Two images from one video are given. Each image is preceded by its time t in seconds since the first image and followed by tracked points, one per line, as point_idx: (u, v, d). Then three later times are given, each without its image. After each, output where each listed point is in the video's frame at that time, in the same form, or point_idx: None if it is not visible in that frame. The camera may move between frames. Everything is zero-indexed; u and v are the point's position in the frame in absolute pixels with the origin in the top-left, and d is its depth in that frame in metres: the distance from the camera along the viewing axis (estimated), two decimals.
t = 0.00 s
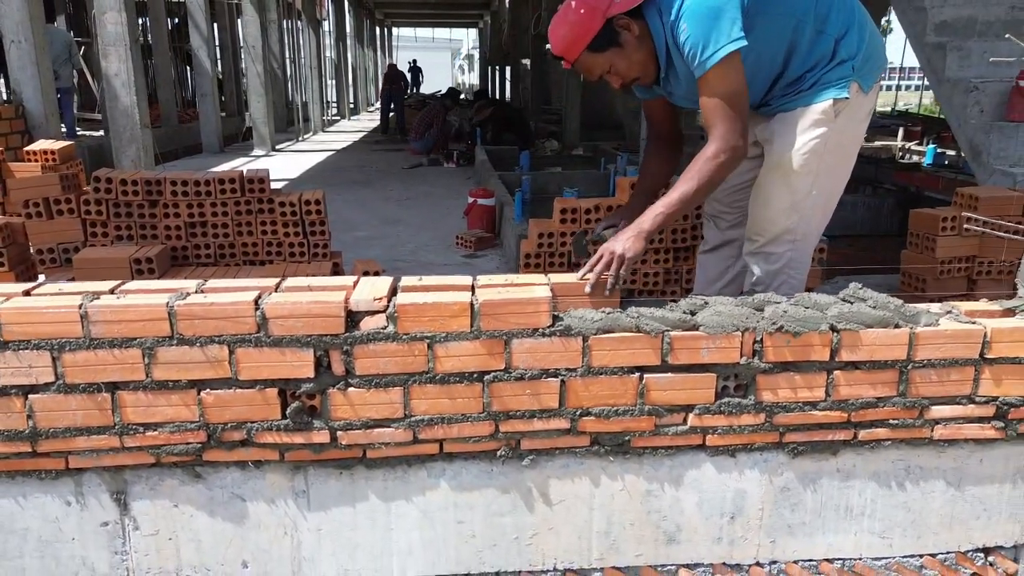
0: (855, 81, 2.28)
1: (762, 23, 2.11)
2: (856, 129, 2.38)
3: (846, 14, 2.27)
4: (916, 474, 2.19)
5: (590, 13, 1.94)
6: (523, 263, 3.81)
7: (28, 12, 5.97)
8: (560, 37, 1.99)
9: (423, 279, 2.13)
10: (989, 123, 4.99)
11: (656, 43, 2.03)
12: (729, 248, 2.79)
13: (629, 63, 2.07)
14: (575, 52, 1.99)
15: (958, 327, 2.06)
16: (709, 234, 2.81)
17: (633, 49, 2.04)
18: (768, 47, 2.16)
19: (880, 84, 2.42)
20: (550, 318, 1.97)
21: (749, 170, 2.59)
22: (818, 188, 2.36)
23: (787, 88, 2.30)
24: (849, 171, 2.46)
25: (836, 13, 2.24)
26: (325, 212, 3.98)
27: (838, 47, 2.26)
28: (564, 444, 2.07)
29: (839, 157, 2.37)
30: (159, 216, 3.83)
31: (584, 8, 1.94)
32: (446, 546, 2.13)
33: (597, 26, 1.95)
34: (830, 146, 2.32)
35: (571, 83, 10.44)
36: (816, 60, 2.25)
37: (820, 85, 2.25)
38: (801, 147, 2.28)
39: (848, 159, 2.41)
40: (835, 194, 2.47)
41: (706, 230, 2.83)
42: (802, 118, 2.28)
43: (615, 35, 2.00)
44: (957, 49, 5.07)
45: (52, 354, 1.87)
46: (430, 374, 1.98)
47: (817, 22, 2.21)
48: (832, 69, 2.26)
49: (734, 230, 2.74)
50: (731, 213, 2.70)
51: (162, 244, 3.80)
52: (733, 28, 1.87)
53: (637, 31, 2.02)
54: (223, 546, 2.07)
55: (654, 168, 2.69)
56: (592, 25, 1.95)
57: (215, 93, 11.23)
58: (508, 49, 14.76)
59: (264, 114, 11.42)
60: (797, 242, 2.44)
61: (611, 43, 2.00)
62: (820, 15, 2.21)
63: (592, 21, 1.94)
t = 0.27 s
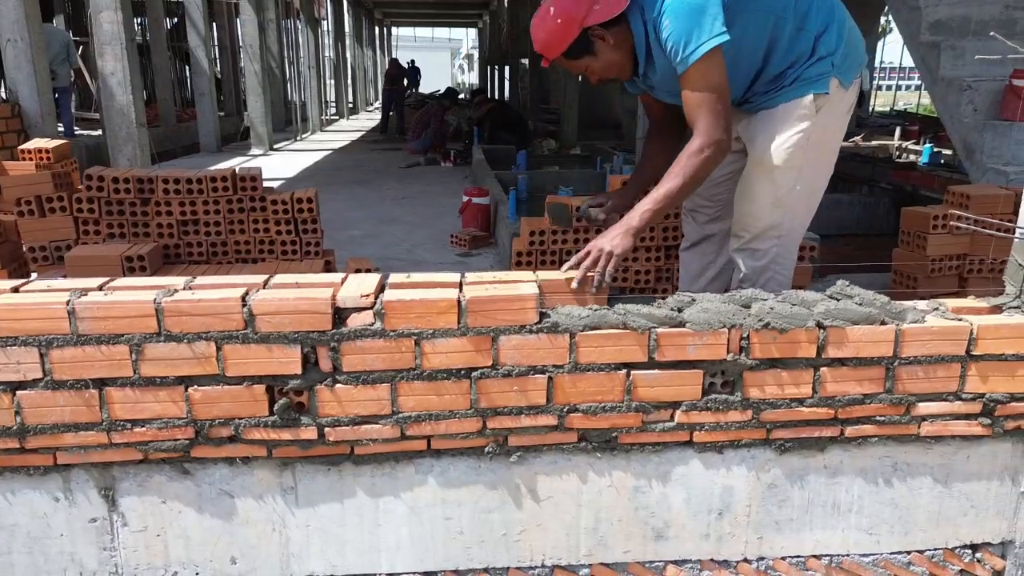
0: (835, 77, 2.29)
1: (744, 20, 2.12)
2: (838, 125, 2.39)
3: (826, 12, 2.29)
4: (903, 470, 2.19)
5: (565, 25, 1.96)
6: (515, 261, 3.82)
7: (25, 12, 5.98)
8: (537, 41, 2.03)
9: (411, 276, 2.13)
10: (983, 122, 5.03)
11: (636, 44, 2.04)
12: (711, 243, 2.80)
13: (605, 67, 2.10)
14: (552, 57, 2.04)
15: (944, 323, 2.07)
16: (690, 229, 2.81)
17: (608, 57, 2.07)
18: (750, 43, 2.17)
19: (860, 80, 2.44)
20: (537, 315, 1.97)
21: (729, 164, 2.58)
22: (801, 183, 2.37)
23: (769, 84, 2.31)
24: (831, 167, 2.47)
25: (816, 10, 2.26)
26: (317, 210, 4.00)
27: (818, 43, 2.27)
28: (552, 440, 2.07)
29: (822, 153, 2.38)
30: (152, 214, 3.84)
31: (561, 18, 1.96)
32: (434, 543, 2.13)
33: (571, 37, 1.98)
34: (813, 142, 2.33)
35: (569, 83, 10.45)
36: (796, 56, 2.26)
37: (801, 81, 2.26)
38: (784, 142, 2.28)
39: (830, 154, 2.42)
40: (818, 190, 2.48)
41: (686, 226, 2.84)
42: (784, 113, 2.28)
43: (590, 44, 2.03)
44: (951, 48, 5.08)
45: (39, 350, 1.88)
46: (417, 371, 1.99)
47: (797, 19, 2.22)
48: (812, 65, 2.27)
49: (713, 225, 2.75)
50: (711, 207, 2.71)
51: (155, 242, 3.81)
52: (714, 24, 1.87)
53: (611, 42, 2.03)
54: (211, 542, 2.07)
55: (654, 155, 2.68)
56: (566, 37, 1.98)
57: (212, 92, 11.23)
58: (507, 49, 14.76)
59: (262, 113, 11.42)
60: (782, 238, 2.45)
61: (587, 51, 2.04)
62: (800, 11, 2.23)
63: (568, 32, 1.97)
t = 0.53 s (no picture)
0: (802, 74, 2.29)
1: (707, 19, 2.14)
2: (806, 122, 2.40)
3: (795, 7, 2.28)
4: (894, 470, 2.19)
5: (532, 5, 1.99)
6: (508, 261, 3.83)
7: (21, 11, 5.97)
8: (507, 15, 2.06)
9: (401, 275, 2.13)
10: (978, 121, 5.01)
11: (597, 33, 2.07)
12: (696, 241, 2.82)
13: (568, 53, 2.13)
14: (518, 33, 2.07)
15: (935, 322, 2.06)
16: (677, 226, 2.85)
17: (572, 42, 2.09)
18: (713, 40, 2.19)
19: (829, 77, 2.43)
20: (526, 313, 1.97)
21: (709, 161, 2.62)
22: (767, 178, 2.38)
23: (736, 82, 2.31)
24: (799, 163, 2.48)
25: (784, 7, 2.26)
26: (310, 209, 3.99)
27: (784, 40, 2.27)
28: (541, 439, 2.07)
29: (789, 149, 2.39)
30: (144, 213, 3.84)
31: None
32: (424, 542, 2.13)
33: (537, 17, 2.00)
34: (779, 138, 2.33)
35: (567, 82, 10.45)
36: (763, 53, 2.26)
37: (767, 78, 2.27)
38: (750, 137, 2.29)
39: (797, 151, 2.43)
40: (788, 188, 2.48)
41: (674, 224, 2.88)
42: (750, 109, 2.29)
43: (554, 27, 2.06)
44: (946, 48, 5.08)
45: (27, 349, 1.87)
46: (407, 369, 1.99)
47: (764, 16, 2.23)
48: (779, 62, 2.27)
49: (698, 223, 2.80)
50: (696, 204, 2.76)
51: (147, 241, 3.80)
52: (672, 26, 1.92)
53: (575, 27, 2.06)
54: (200, 541, 2.07)
55: (622, 132, 2.73)
56: (532, 16, 2.00)
57: (210, 92, 11.22)
58: (506, 49, 14.77)
59: (260, 113, 11.42)
60: (754, 236, 2.43)
61: (551, 33, 2.06)
62: (766, 8, 2.23)
63: (533, 13, 2.00)
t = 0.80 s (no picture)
0: (764, 72, 2.50)
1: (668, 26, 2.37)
2: (770, 116, 2.60)
3: (760, 7, 2.46)
4: (887, 467, 2.18)
5: None
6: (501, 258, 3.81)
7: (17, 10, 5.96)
8: None
9: (392, 271, 2.12)
10: (975, 118, 5.00)
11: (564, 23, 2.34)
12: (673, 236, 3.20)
13: (539, 36, 2.38)
14: (499, 10, 2.33)
15: (927, 320, 2.05)
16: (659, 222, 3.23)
17: (544, 26, 2.36)
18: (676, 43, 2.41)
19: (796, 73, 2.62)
20: (517, 310, 1.96)
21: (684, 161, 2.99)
22: (730, 170, 2.61)
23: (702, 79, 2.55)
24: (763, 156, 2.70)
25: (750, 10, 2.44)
26: (303, 207, 3.98)
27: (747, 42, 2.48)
28: (532, 436, 2.06)
29: (752, 143, 2.61)
30: (136, 211, 3.83)
31: None
32: (414, 540, 2.12)
33: None
34: (742, 132, 2.55)
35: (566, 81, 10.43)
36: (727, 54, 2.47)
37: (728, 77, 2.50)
38: (712, 131, 2.53)
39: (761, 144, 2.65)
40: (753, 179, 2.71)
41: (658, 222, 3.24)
42: (711, 106, 2.53)
43: (531, 8, 2.33)
44: (942, 46, 5.09)
45: (14, 346, 1.87)
46: (396, 367, 1.97)
47: (728, 21, 2.43)
48: (741, 63, 2.49)
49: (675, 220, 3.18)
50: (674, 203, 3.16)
51: (139, 239, 3.80)
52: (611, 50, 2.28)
53: (549, 11, 2.34)
54: (190, 538, 2.06)
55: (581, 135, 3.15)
56: None
57: (208, 91, 11.20)
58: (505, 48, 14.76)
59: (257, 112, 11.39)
60: (721, 225, 2.69)
61: (527, 13, 2.33)
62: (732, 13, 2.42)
63: None
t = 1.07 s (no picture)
0: (741, 64, 2.49)
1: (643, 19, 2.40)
2: (749, 109, 2.58)
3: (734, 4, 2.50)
4: (880, 469, 2.17)
5: None
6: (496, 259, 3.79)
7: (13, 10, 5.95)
8: None
9: (383, 272, 2.12)
10: (971, 119, 5.00)
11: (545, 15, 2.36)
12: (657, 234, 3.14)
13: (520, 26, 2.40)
14: None
15: (920, 321, 2.05)
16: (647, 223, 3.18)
17: (524, 17, 2.37)
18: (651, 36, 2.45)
19: (777, 67, 2.61)
20: (508, 311, 1.95)
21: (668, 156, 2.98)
22: (707, 163, 2.61)
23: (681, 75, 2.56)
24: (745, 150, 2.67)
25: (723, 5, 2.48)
26: (297, 207, 3.97)
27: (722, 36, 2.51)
28: (524, 438, 2.05)
29: (731, 136, 2.60)
30: (129, 211, 3.82)
31: None
32: (405, 543, 2.11)
33: None
34: (719, 124, 2.54)
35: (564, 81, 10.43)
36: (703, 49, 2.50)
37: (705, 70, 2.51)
38: (687, 123, 2.53)
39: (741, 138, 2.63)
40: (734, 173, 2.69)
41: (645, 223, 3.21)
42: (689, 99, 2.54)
43: None
44: (940, 46, 5.08)
45: (2, 348, 1.86)
46: (387, 369, 1.97)
47: (701, 16, 2.47)
48: (717, 56, 2.50)
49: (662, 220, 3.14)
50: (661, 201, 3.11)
51: (132, 240, 3.79)
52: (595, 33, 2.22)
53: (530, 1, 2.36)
54: (180, 541, 2.05)
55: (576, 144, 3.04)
56: None
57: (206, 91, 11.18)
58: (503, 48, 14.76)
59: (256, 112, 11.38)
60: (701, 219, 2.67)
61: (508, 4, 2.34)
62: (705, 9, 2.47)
63: None
